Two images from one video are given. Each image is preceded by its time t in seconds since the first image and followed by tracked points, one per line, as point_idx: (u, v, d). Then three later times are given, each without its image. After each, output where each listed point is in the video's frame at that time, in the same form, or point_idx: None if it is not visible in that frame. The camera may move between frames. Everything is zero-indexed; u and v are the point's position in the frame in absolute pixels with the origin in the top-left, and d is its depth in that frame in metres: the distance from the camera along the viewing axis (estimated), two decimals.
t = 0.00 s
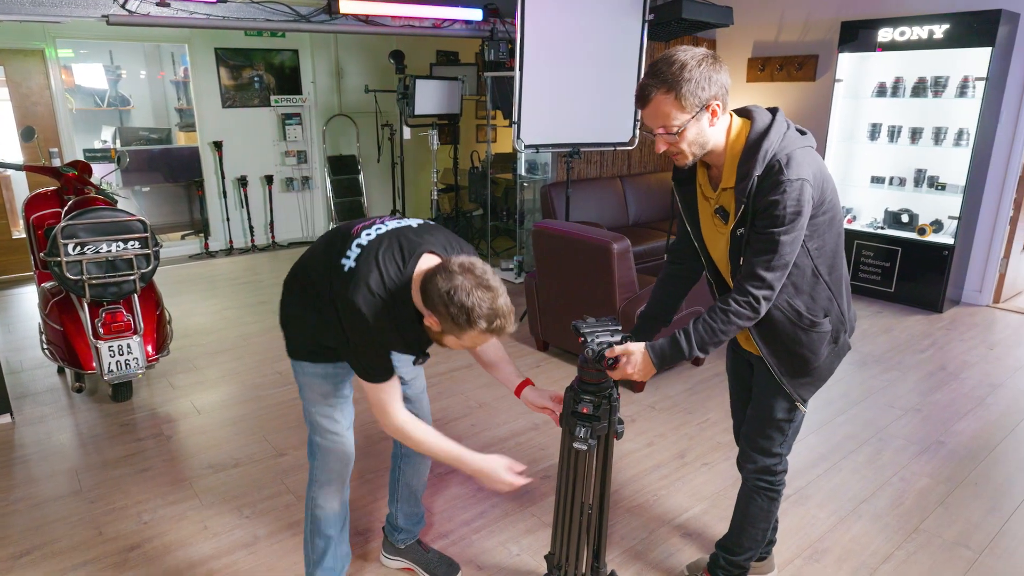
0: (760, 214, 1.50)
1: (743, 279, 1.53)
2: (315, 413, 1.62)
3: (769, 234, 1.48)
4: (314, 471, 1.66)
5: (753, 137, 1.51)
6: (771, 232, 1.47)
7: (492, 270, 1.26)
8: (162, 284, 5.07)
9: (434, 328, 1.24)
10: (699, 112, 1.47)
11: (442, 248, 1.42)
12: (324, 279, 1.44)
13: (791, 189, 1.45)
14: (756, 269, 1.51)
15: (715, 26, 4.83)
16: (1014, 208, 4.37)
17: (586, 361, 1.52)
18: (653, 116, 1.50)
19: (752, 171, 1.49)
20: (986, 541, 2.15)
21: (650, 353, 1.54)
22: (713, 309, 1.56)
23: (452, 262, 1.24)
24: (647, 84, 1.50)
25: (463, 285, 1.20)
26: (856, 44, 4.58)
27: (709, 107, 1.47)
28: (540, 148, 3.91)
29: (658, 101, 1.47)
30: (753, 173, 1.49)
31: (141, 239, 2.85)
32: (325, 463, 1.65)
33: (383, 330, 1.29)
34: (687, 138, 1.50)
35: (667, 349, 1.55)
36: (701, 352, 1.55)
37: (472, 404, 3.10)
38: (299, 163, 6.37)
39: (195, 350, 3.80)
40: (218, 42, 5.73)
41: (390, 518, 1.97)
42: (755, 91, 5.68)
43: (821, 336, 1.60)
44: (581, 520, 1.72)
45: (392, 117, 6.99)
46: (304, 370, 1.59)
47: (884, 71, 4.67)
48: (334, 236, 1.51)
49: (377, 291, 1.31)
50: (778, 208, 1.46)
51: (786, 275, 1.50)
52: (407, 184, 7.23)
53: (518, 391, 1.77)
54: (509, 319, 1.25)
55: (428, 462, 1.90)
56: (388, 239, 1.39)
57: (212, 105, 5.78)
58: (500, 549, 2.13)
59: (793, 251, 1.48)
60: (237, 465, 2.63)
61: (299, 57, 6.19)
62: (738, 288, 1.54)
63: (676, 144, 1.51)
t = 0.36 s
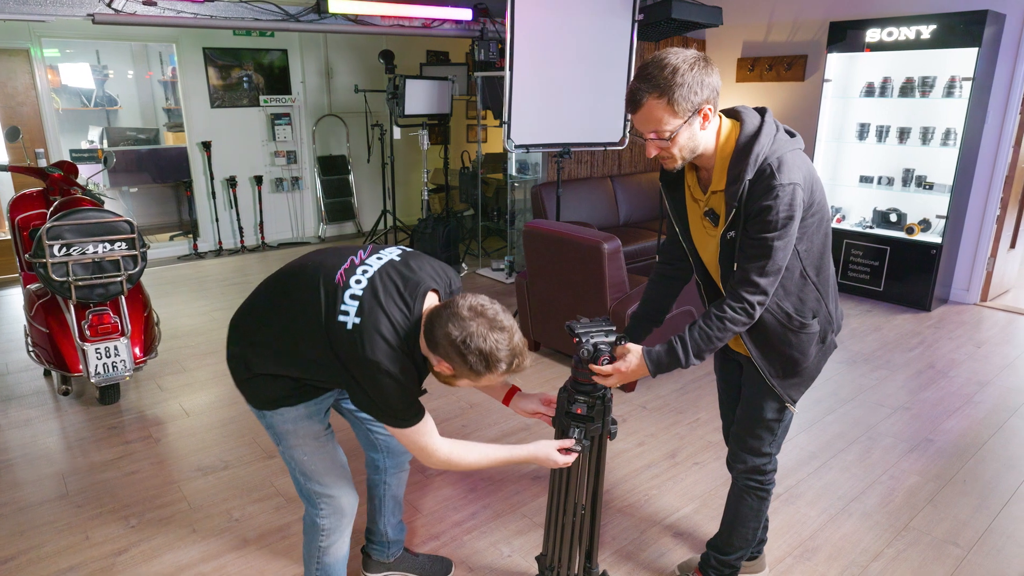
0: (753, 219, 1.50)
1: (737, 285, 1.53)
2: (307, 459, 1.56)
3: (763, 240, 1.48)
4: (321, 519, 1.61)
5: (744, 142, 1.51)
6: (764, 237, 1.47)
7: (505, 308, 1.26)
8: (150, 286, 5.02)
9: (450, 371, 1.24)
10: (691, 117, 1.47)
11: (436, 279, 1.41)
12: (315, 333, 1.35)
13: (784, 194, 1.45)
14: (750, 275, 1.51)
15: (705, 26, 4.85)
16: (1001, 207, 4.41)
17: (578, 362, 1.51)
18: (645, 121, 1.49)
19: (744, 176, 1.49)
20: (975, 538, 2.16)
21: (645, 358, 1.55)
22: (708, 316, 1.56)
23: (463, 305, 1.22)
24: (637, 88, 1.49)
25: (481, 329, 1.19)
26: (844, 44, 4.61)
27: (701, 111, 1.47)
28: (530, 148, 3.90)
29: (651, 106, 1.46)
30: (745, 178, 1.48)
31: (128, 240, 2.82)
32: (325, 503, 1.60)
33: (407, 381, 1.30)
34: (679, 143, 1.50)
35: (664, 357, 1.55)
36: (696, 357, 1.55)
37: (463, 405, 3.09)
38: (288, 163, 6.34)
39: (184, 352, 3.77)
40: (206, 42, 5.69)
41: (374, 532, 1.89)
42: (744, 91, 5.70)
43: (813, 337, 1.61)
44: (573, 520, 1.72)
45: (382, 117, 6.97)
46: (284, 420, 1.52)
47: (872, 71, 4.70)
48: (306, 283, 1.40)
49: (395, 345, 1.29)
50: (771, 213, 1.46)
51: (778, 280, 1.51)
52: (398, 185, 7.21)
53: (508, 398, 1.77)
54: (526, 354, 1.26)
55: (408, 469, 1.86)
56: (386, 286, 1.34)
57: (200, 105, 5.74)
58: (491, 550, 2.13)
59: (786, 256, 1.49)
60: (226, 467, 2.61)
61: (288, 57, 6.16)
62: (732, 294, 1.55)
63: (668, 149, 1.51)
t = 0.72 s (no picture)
0: (748, 224, 1.50)
1: (732, 290, 1.53)
2: (300, 475, 1.55)
3: (758, 246, 1.48)
4: (319, 533, 1.61)
5: (736, 147, 1.51)
6: (759, 243, 1.47)
7: (503, 321, 1.26)
8: (140, 287, 4.98)
9: (454, 389, 1.22)
10: (684, 124, 1.46)
11: (429, 291, 1.40)
12: (309, 351, 1.33)
13: (778, 199, 1.45)
14: (745, 280, 1.51)
15: (696, 26, 4.86)
16: (990, 206, 4.44)
17: (570, 362, 1.50)
18: (637, 128, 1.48)
19: (738, 181, 1.48)
20: (967, 536, 2.17)
21: (639, 358, 1.54)
22: (703, 319, 1.56)
23: (463, 323, 1.21)
24: (628, 96, 1.47)
25: (484, 346, 1.19)
26: (835, 44, 4.63)
27: (693, 118, 1.47)
28: (522, 148, 3.89)
29: (642, 115, 1.45)
30: (739, 183, 1.48)
31: (117, 241, 2.79)
32: (321, 519, 1.60)
33: (405, 397, 1.29)
34: (672, 149, 1.49)
35: (655, 353, 1.54)
36: (690, 359, 1.56)
37: (456, 405, 3.08)
38: (279, 163, 6.31)
39: (174, 354, 3.75)
40: (196, 42, 5.65)
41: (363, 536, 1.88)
42: (735, 91, 5.72)
43: (806, 338, 1.61)
44: (565, 521, 1.71)
45: (374, 117, 6.95)
46: (273, 438, 1.51)
47: (863, 71, 4.72)
48: (295, 298, 1.38)
49: (391, 361, 1.27)
50: (766, 219, 1.46)
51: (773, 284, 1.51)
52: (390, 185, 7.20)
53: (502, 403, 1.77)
54: (528, 367, 1.26)
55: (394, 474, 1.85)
56: (380, 301, 1.33)
57: (190, 105, 5.70)
58: (484, 551, 2.12)
59: (781, 261, 1.49)
60: (217, 470, 2.59)
61: (279, 57, 6.13)
62: (727, 299, 1.55)
63: (661, 156, 1.51)
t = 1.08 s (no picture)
0: (745, 230, 1.50)
1: (726, 294, 1.54)
2: (287, 470, 1.54)
3: (754, 252, 1.48)
4: (306, 530, 1.60)
5: (734, 152, 1.50)
6: (755, 249, 1.48)
7: (491, 305, 1.25)
8: (131, 288, 4.95)
9: (446, 376, 1.21)
10: (684, 132, 1.46)
11: (420, 283, 1.40)
12: (297, 339, 1.32)
13: (776, 206, 1.45)
14: (739, 285, 1.52)
15: (689, 27, 4.87)
16: (981, 206, 4.47)
17: (563, 364, 1.51)
18: (635, 135, 1.48)
19: (737, 187, 1.48)
20: (959, 535, 2.18)
21: (630, 361, 1.56)
22: (696, 322, 1.56)
23: (451, 309, 1.21)
24: (628, 101, 1.46)
25: (474, 330, 1.18)
26: (827, 44, 4.64)
27: (694, 126, 1.47)
28: (516, 148, 3.89)
29: (643, 122, 1.45)
30: (738, 190, 1.48)
31: (108, 242, 2.78)
32: (308, 515, 1.59)
33: (392, 387, 1.28)
34: (671, 157, 1.49)
35: (645, 357, 1.56)
36: (682, 361, 1.57)
37: (450, 406, 3.07)
38: (272, 164, 6.28)
39: (167, 355, 3.72)
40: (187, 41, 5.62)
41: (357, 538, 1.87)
42: (728, 91, 5.74)
43: (800, 341, 1.62)
44: (559, 523, 1.71)
45: (367, 117, 6.93)
46: (261, 431, 1.51)
47: (855, 71, 4.74)
48: (286, 288, 1.37)
49: (380, 350, 1.27)
50: (763, 226, 1.47)
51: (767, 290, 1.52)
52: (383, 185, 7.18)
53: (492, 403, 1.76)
54: (519, 350, 1.26)
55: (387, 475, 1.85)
56: (371, 291, 1.32)
57: (182, 105, 5.67)
58: (478, 552, 2.11)
59: (776, 266, 1.49)
60: (209, 472, 2.57)
61: (272, 56, 6.11)
62: (721, 303, 1.55)
63: (660, 163, 1.50)
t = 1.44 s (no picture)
0: (744, 228, 1.50)
1: (725, 292, 1.54)
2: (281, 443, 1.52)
3: (754, 250, 1.48)
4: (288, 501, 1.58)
5: (733, 150, 1.50)
6: (755, 248, 1.48)
7: (463, 249, 1.24)
8: (126, 289, 4.92)
9: (424, 322, 1.20)
10: (683, 131, 1.46)
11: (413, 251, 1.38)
12: (280, 289, 1.32)
13: (776, 206, 1.45)
14: (738, 283, 1.52)
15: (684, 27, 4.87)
16: (975, 206, 4.49)
17: (561, 364, 1.53)
18: (634, 133, 1.48)
19: (736, 185, 1.48)
20: (954, 533, 2.19)
21: (626, 353, 1.53)
22: (694, 318, 1.56)
23: (420, 253, 1.20)
24: (626, 98, 1.46)
25: (440, 270, 1.17)
26: (821, 44, 4.65)
27: (693, 125, 1.47)
28: (511, 147, 3.89)
29: (642, 121, 1.45)
30: (737, 187, 1.47)
31: (101, 242, 2.76)
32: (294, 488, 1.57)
33: (349, 341, 1.24)
34: (669, 156, 1.49)
35: (643, 350, 1.53)
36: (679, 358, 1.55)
37: (446, 407, 3.07)
38: (267, 164, 6.26)
39: (161, 356, 3.70)
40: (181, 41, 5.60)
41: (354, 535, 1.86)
42: (723, 91, 5.75)
43: (797, 341, 1.62)
44: (556, 523, 1.70)
45: (362, 117, 6.92)
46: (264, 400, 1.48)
47: (850, 71, 4.75)
48: (286, 246, 1.39)
49: (346, 299, 1.24)
50: (762, 225, 1.47)
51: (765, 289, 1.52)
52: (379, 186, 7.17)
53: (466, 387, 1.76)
54: (495, 292, 1.23)
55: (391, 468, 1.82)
56: (356, 247, 1.31)
57: (176, 105, 5.64)
58: (474, 553, 2.11)
59: (775, 265, 1.49)
60: (204, 474, 2.56)
61: (266, 56, 6.09)
62: (719, 301, 1.55)
63: (658, 163, 1.50)
